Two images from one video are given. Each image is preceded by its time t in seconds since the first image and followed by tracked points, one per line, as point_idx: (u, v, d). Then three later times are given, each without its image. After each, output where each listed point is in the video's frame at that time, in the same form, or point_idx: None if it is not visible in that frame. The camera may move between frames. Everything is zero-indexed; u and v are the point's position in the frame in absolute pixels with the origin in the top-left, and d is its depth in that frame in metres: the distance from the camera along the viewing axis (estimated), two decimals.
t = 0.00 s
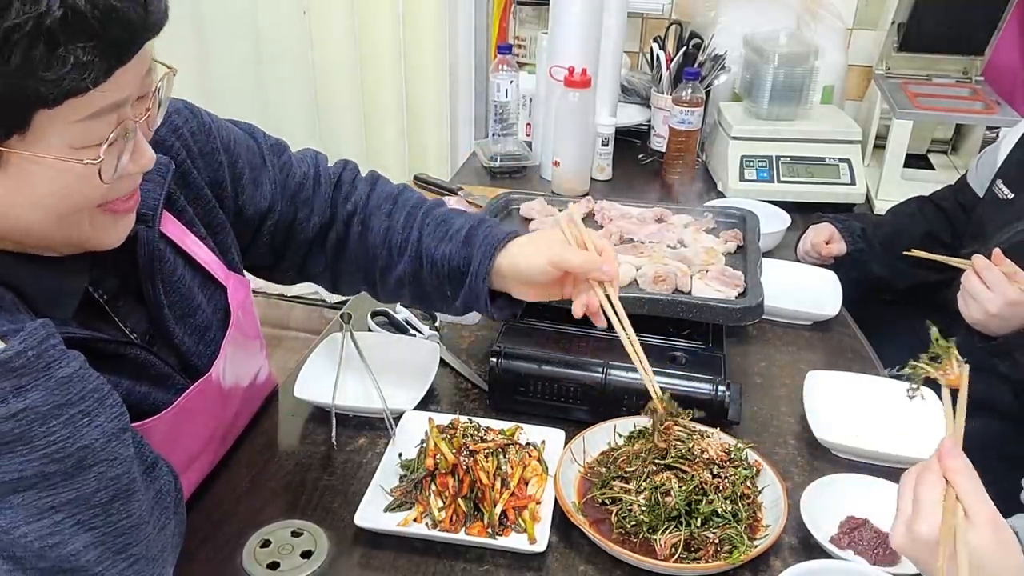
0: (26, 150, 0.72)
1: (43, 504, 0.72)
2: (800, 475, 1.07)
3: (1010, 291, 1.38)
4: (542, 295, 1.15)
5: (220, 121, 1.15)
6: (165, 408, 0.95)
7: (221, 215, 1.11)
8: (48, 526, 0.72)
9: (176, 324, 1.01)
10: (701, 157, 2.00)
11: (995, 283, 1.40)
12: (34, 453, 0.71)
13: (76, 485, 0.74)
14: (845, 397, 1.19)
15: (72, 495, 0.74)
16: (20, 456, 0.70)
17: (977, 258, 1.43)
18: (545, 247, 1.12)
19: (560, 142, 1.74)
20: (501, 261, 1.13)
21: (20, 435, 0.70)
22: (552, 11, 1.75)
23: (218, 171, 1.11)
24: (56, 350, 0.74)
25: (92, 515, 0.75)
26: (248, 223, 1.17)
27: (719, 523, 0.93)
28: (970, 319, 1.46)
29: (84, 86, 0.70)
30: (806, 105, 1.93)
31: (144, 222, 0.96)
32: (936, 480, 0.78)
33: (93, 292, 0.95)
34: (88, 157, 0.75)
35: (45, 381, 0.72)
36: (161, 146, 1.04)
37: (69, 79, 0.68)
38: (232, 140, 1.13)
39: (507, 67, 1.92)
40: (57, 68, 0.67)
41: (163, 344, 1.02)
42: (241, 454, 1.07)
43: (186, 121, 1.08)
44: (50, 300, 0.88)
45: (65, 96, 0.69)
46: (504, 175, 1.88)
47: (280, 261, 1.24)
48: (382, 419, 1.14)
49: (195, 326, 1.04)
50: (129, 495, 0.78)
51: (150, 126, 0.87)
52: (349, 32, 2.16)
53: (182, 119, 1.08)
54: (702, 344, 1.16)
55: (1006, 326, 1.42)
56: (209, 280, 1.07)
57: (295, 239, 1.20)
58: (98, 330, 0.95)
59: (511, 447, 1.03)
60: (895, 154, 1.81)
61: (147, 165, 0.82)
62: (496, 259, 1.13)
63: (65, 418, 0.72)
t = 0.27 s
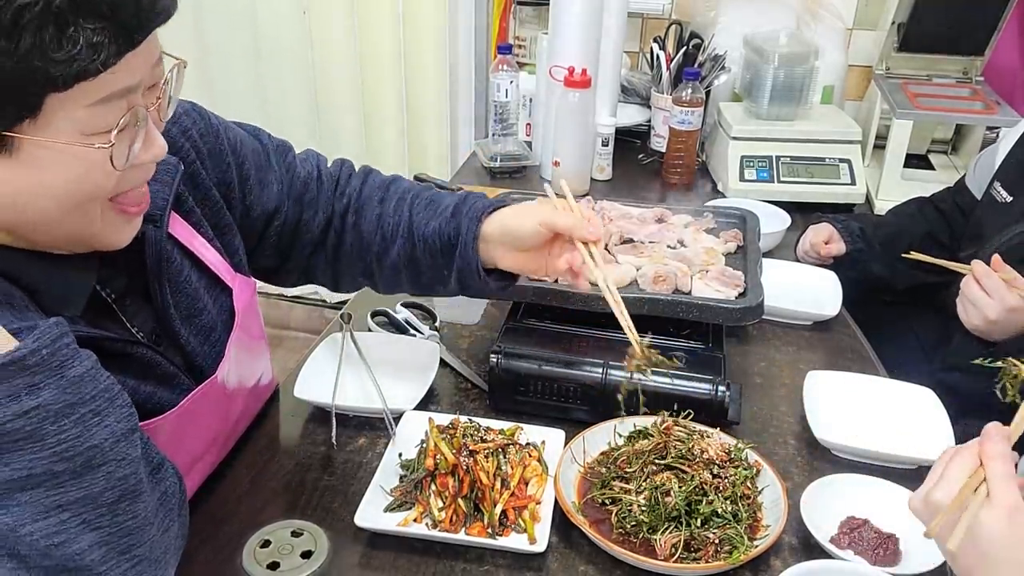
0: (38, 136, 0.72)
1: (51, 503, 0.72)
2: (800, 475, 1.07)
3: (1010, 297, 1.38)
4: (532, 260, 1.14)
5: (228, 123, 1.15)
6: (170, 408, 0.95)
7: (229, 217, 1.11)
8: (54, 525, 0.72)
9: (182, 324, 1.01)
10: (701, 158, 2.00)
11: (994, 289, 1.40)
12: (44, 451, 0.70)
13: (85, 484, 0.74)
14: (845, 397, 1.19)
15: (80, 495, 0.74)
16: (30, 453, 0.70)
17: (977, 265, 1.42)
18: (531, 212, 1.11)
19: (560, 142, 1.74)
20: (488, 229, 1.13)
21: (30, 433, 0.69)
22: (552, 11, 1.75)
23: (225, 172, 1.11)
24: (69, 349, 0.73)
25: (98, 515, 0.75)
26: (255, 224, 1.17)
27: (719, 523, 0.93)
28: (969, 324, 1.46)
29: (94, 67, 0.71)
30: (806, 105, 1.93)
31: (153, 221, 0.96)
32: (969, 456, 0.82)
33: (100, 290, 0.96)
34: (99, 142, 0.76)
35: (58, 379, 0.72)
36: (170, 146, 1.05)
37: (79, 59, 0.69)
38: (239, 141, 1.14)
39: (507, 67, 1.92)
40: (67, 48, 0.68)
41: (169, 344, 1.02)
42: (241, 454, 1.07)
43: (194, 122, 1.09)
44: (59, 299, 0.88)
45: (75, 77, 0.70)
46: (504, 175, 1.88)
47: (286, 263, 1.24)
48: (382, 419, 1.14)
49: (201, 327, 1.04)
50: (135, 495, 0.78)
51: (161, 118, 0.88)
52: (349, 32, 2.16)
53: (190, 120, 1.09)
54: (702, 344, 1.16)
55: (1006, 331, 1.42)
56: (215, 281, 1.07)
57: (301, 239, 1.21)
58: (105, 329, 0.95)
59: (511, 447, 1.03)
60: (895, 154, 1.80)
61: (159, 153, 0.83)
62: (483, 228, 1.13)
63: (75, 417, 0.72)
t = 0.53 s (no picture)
0: (59, 119, 0.73)
1: (60, 497, 0.73)
2: (800, 475, 1.07)
3: (1009, 300, 1.39)
4: (445, 199, 1.23)
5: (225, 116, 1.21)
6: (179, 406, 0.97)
7: (240, 210, 1.16)
8: (62, 519, 0.73)
9: (192, 320, 1.03)
10: (701, 158, 2.00)
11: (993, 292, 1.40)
12: (57, 444, 0.72)
13: (94, 480, 0.75)
14: (844, 397, 1.19)
15: (90, 490, 0.75)
16: (43, 446, 0.72)
17: (976, 267, 1.43)
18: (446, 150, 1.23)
19: (561, 142, 1.74)
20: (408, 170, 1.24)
21: (45, 425, 0.71)
22: (552, 11, 1.75)
23: (238, 164, 1.18)
24: (88, 344, 0.75)
25: (105, 511, 0.76)
26: (266, 208, 1.25)
27: (719, 523, 0.93)
28: (967, 327, 1.46)
29: (107, 42, 0.71)
30: (806, 105, 1.93)
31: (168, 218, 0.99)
32: (1014, 437, 0.95)
33: (115, 285, 0.97)
34: (121, 123, 0.76)
35: (75, 374, 0.73)
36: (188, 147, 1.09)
37: (91, 35, 0.69)
38: (240, 132, 1.20)
39: (508, 67, 1.92)
40: (78, 25, 0.68)
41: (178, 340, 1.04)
42: (241, 454, 1.07)
43: (202, 120, 1.14)
44: (79, 292, 0.90)
45: (89, 55, 0.70)
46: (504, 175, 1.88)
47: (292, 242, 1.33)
48: (382, 419, 1.15)
49: (209, 324, 1.06)
50: (143, 493, 0.78)
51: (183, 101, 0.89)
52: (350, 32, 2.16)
53: (199, 119, 1.13)
54: (702, 344, 1.16)
55: (1005, 333, 1.43)
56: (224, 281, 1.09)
57: (309, 220, 1.29)
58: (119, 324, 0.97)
59: (511, 447, 1.03)
60: (895, 154, 1.81)
61: (183, 136, 0.84)
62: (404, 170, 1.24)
63: (90, 413, 0.74)
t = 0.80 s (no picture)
0: (117, 117, 0.80)
1: (73, 494, 0.78)
2: (800, 475, 1.07)
3: (1010, 301, 1.39)
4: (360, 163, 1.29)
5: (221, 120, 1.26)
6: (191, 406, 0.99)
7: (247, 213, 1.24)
8: (73, 514, 0.78)
9: (203, 318, 1.10)
10: (702, 158, 2.00)
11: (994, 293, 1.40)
12: (76, 440, 0.77)
13: (108, 478, 0.80)
14: (845, 397, 1.19)
15: (103, 488, 0.79)
16: (63, 441, 0.77)
17: (976, 268, 1.43)
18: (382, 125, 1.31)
19: (561, 142, 1.74)
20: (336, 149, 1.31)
21: (65, 421, 0.77)
22: (552, 11, 1.75)
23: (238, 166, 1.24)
24: (112, 344, 0.81)
25: (116, 509, 0.80)
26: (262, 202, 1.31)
27: (719, 523, 0.93)
28: (968, 327, 1.46)
29: (156, 37, 0.77)
30: (806, 105, 1.93)
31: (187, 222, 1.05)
32: None
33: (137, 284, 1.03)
34: (176, 117, 0.83)
35: (98, 372, 0.79)
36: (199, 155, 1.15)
37: (140, 29, 0.76)
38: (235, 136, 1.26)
39: (508, 67, 1.91)
40: (127, 22, 0.75)
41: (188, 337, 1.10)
42: (242, 454, 1.07)
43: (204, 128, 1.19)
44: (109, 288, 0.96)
45: (141, 50, 0.77)
46: (504, 175, 1.88)
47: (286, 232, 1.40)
48: (382, 419, 1.14)
49: (218, 321, 1.12)
50: (154, 494, 0.83)
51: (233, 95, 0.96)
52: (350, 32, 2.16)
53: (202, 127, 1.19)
54: (702, 344, 1.16)
55: (1006, 334, 1.42)
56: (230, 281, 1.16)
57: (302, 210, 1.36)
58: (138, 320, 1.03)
59: (511, 447, 1.03)
60: (895, 154, 1.80)
61: (235, 127, 0.91)
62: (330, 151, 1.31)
63: (110, 411, 0.79)
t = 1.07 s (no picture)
0: (155, 123, 0.82)
1: (82, 492, 0.78)
2: (800, 476, 1.07)
3: (1010, 301, 1.38)
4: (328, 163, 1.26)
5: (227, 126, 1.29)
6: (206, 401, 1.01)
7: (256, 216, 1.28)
8: (82, 513, 0.78)
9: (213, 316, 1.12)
10: (701, 158, 2.00)
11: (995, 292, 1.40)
12: (89, 438, 0.77)
13: (118, 477, 0.80)
14: (845, 398, 1.19)
15: (112, 487, 0.80)
16: (75, 439, 0.77)
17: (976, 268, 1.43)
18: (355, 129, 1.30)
19: (561, 142, 1.74)
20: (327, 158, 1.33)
21: (80, 419, 0.77)
22: (552, 11, 1.75)
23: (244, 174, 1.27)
24: (128, 343, 0.81)
25: (124, 509, 0.81)
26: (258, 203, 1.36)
27: (719, 523, 0.93)
28: (969, 327, 1.46)
29: (188, 44, 0.80)
30: (806, 105, 1.93)
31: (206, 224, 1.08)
32: None
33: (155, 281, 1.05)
34: (210, 119, 0.86)
35: (114, 371, 0.79)
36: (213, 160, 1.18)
37: (173, 38, 0.78)
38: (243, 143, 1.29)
39: (508, 67, 1.91)
40: (162, 31, 0.77)
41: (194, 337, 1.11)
42: (242, 454, 1.07)
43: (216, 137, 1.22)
44: (132, 284, 0.97)
45: (174, 57, 0.79)
46: (504, 175, 1.88)
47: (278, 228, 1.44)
48: (382, 419, 1.14)
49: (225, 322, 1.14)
50: (162, 495, 0.83)
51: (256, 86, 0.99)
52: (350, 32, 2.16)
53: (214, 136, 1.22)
54: (702, 344, 1.16)
55: (1006, 334, 1.42)
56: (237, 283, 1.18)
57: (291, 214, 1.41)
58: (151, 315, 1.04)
59: (511, 447, 1.03)
60: (895, 154, 1.80)
61: (261, 122, 0.95)
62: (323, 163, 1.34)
63: (123, 411, 0.79)
